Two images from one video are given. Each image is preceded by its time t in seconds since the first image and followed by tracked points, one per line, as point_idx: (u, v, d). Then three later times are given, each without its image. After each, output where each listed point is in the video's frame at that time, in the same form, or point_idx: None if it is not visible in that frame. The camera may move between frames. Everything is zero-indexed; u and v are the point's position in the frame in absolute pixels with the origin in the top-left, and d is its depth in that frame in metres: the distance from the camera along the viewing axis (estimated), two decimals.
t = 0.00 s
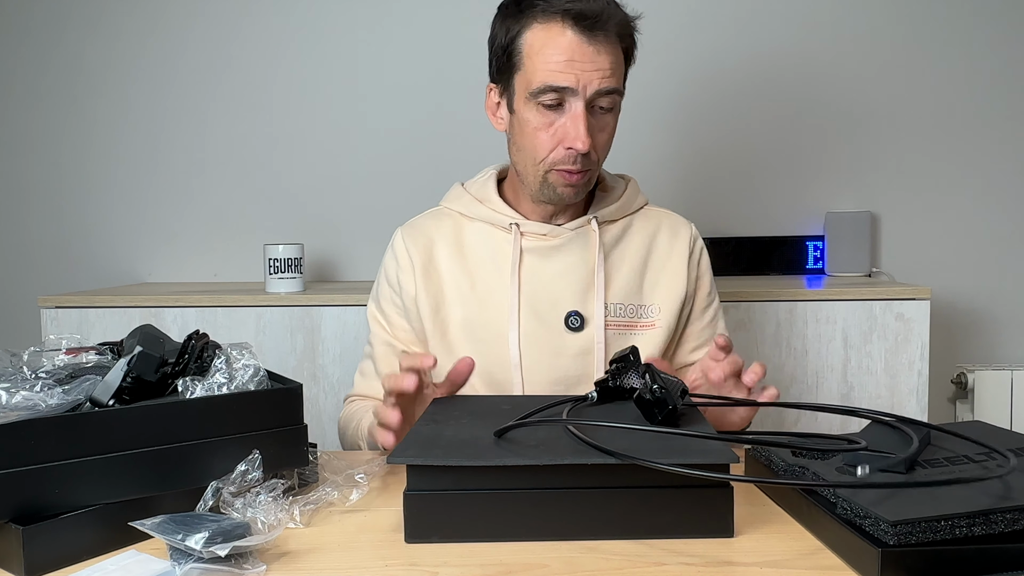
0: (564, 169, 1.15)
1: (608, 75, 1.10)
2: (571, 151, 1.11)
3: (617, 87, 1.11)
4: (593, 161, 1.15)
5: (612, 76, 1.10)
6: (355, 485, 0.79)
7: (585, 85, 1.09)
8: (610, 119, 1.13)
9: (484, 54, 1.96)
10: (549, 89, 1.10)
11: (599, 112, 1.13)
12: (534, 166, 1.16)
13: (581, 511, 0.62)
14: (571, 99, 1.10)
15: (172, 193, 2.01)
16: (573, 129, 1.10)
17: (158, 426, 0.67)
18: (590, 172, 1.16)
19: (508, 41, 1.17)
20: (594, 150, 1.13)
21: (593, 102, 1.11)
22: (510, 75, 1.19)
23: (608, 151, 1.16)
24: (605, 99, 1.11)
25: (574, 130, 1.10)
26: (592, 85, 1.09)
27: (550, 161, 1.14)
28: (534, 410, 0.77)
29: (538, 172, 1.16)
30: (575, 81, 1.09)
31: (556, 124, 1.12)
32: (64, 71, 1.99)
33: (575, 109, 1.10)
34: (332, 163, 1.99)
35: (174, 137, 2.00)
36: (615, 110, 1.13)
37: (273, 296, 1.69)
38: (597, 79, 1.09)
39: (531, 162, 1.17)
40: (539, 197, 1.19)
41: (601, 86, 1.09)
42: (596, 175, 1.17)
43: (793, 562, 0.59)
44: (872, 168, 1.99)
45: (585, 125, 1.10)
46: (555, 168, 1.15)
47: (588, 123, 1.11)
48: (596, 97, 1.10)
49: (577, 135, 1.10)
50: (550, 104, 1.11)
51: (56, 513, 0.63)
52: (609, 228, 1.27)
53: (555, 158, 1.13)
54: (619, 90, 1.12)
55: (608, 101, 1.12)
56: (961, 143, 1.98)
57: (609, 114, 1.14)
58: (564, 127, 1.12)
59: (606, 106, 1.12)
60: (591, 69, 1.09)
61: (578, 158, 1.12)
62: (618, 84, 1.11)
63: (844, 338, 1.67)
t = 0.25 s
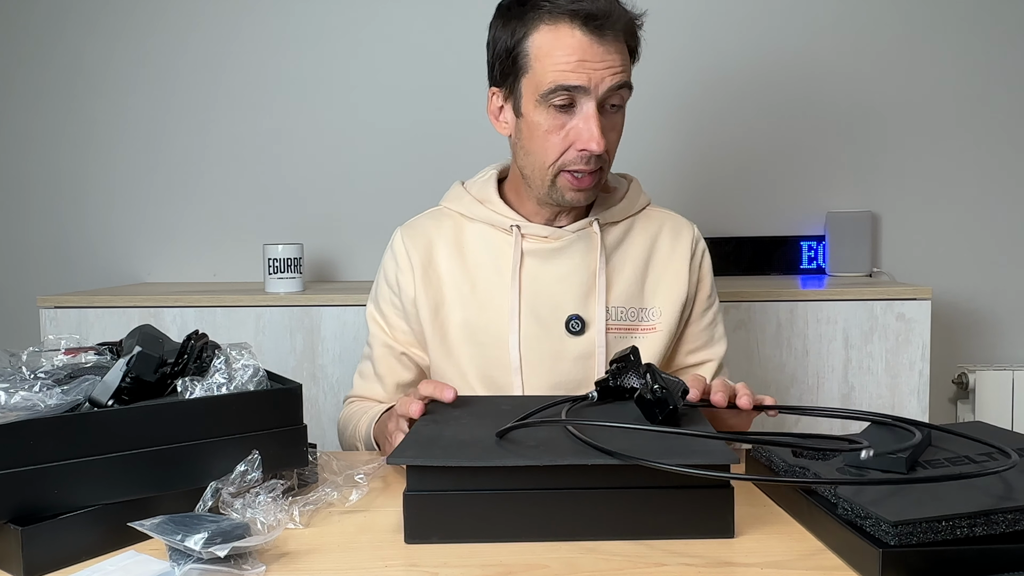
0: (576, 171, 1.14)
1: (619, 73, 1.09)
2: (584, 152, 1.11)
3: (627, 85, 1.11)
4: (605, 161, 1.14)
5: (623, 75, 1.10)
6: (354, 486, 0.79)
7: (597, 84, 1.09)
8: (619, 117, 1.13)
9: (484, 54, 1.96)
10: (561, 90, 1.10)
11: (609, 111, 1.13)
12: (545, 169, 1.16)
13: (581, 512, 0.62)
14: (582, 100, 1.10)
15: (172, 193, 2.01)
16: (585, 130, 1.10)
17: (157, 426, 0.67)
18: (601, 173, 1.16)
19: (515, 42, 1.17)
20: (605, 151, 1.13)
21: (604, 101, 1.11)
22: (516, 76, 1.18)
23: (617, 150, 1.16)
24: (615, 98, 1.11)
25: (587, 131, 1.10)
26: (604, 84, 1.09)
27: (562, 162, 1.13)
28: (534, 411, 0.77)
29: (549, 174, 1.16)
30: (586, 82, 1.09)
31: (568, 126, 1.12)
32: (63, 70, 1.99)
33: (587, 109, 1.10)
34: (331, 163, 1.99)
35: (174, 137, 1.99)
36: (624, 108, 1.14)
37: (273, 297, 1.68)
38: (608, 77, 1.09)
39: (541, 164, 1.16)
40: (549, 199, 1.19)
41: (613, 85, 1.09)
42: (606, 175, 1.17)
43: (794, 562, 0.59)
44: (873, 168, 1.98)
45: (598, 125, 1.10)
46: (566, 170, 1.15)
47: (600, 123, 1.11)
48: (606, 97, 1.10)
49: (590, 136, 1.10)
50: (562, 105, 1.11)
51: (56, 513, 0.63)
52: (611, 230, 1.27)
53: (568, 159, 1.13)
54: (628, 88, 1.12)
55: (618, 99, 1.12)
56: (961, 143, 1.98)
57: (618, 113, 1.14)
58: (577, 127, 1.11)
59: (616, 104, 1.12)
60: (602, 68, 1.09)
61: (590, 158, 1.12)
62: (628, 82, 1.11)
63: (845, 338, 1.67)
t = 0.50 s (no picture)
0: (581, 172, 1.14)
1: (623, 73, 1.09)
2: (590, 154, 1.11)
3: (631, 84, 1.11)
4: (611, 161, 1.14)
5: (627, 75, 1.09)
6: (354, 487, 0.79)
7: (602, 85, 1.09)
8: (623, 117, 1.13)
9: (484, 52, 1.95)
10: (566, 92, 1.10)
11: (614, 110, 1.13)
12: (549, 172, 1.16)
13: (579, 514, 0.62)
14: (587, 102, 1.10)
15: (171, 192, 2.01)
16: (590, 131, 1.10)
17: (156, 427, 0.67)
18: (605, 173, 1.16)
19: (516, 44, 1.16)
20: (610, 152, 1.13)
21: (609, 102, 1.11)
22: (518, 78, 1.17)
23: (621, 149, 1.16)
24: (619, 98, 1.11)
25: (593, 132, 1.10)
26: (608, 85, 1.09)
27: (569, 164, 1.13)
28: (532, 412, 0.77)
29: (555, 176, 1.15)
30: (590, 83, 1.09)
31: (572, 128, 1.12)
32: (62, 70, 1.99)
33: (592, 111, 1.10)
34: (331, 162, 1.99)
35: (173, 136, 1.99)
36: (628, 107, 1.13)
37: (273, 297, 1.68)
38: (613, 77, 1.08)
39: (547, 166, 1.16)
40: (554, 201, 1.19)
41: (618, 85, 1.09)
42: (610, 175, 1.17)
43: (795, 563, 0.59)
44: (874, 167, 1.98)
45: (604, 126, 1.10)
46: (571, 172, 1.15)
47: (605, 124, 1.10)
48: (611, 97, 1.10)
49: (595, 138, 1.10)
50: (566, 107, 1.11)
51: (54, 514, 0.62)
52: (612, 230, 1.26)
53: (574, 161, 1.13)
54: (632, 88, 1.12)
55: (623, 99, 1.12)
56: (962, 141, 1.97)
57: (622, 112, 1.14)
58: (582, 129, 1.11)
59: (620, 104, 1.12)
60: (606, 68, 1.08)
61: (596, 160, 1.12)
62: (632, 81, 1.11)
63: (845, 338, 1.67)
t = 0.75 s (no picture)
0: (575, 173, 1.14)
1: (614, 71, 1.09)
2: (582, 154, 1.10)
3: (623, 83, 1.10)
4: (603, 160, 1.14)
5: (618, 73, 1.09)
6: (353, 487, 0.79)
7: (593, 84, 1.08)
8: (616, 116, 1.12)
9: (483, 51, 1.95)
10: (557, 92, 1.09)
11: (606, 109, 1.12)
12: (543, 172, 1.15)
13: (575, 519, 0.61)
14: (578, 101, 1.09)
15: (170, 191, 2.01)
16: (582, 131, 1.10)
17: (155, 427, 0.67)
18: (600, 174, 1.15)
19: (508, 43, 1.16)
20: (603, 151, 1.12)
21: (600, 101, 1.10)
22: (511, 77, 1.17)
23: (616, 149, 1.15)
24: (611, 97, 1.10)
25: (585, 132, 1.09)
26: (599, 83, 1.08)
27: (562, 164, 1.13)
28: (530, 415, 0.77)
29: (548, 177, 1.15)
30: (581, 82, 1.08)
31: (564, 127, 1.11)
32: (61, 69, 1.98)
33: (583, 110, 1.10)
34: (332, 161, 1.99)
35: (173, 135, 1.99)
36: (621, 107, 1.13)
37: (272, 297, 1.68)
38: (604, 76, 1.08)
39: (540, 167, 1.15)
40: (549, 202, 1.18)
41: (609, 84, 1.08)
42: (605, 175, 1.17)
43: (794, 564, 0.59)
44: (874, 166, 1.98)
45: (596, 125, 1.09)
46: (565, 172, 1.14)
47: (597, 123, 1.10)
48: (602, 96, 1.09)
49: (587, 137, 1.09)
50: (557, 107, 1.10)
51: (52, 515, 0.62)
52: (610, 231, 1.26)
53: (567, 161, 1.13)
54: (624, 86, 1.11)
55: (615, 98, 1.11)
56: (963, 141, 1.97)
57: (615, 112, 1.13)
58: (574, 129, 1.11)
59: (612, 103, 1.11)
60: (597, 66, 1.07)
61: (589, 160, 1.11)
62: (624, 79, 1.10)
63: (846, 338, 1.67)
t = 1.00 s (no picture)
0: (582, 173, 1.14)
1: (622, 71, 1.09)
2: (591, 154, 1.10)
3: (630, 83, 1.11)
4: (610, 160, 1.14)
5: (625, 73, 1.09)
6: (353, 487, 0.78)
7: (602, 83, 1.08)
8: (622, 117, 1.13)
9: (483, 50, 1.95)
10: (566, 92, 1.09)
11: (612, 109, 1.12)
12: (550, 173, 1.15)
13: (576, 520, 0.61)
14: (586, 101, 1.10)
15: (170, 191, 2.01)
16: (591, 131, 1.10)
17: (154, 428, 0.66)
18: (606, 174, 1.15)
19: (512, 43, 1.16)
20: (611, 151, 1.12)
21: (608, 101, 1.10)
22: (516, 77, 1.17)
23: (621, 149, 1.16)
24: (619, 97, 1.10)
25: (594, 132, 1.09)
26: (608, 84, 1.08)
27: (569, 165, 1.13)
28: (529, 416, 0.77)
29: (555, 178, 1.15)
30: (590, 82, 1.08)
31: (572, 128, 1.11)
32: (59, 68, 1.98)
33: (591, 110, 1.10)
34: (332, 161, 1.98)
35: (173, 135, 1.99)
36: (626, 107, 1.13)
37: (272, 297, 1.68)
38: (612, 76, 1.08)
39: (547, 168, 1.15)
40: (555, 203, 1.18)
41: (617, 84, 1.08)
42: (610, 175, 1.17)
43: (795, 565, 0.59)
44: (874, 166, 1.97)
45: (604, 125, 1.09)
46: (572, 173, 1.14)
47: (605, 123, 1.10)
48: (610, 96, 1.10)
49: (596, 137, 1.09)
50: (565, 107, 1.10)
51: (51, 515, 0.62)
52: (609, 231, 1.26)
53: (575, 162, 1.12)
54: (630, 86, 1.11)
55: (621, 98, 1.11)
56: (964, 141, 1.97)
57: (620, 112, 1.14)
58: (582, 129, 1.11)
59: (618, 103, 1.12)
60: (605, 66, 1.08)
61: (597, 160, 1.11)
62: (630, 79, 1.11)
63: (847, 338, 1.66)
